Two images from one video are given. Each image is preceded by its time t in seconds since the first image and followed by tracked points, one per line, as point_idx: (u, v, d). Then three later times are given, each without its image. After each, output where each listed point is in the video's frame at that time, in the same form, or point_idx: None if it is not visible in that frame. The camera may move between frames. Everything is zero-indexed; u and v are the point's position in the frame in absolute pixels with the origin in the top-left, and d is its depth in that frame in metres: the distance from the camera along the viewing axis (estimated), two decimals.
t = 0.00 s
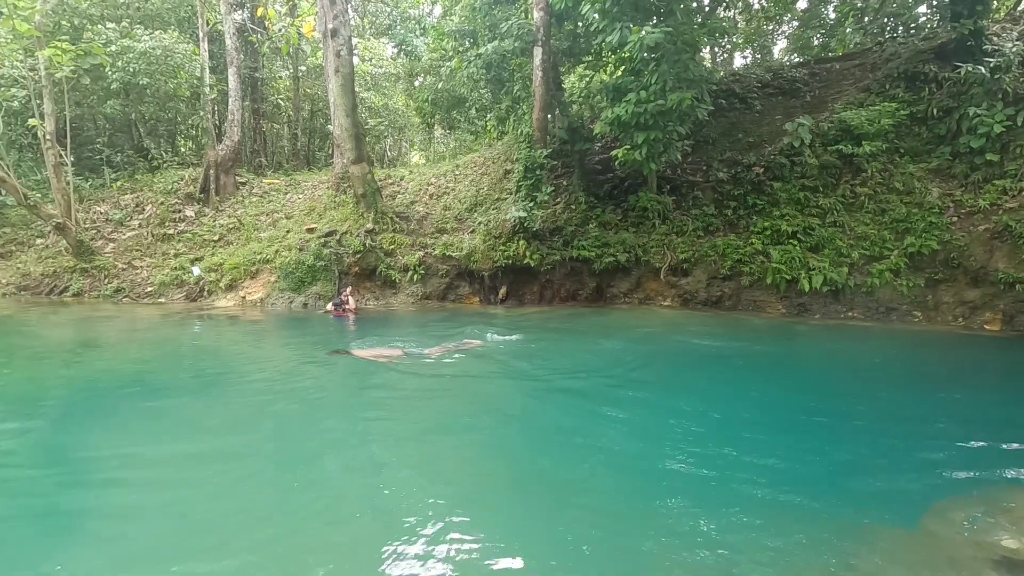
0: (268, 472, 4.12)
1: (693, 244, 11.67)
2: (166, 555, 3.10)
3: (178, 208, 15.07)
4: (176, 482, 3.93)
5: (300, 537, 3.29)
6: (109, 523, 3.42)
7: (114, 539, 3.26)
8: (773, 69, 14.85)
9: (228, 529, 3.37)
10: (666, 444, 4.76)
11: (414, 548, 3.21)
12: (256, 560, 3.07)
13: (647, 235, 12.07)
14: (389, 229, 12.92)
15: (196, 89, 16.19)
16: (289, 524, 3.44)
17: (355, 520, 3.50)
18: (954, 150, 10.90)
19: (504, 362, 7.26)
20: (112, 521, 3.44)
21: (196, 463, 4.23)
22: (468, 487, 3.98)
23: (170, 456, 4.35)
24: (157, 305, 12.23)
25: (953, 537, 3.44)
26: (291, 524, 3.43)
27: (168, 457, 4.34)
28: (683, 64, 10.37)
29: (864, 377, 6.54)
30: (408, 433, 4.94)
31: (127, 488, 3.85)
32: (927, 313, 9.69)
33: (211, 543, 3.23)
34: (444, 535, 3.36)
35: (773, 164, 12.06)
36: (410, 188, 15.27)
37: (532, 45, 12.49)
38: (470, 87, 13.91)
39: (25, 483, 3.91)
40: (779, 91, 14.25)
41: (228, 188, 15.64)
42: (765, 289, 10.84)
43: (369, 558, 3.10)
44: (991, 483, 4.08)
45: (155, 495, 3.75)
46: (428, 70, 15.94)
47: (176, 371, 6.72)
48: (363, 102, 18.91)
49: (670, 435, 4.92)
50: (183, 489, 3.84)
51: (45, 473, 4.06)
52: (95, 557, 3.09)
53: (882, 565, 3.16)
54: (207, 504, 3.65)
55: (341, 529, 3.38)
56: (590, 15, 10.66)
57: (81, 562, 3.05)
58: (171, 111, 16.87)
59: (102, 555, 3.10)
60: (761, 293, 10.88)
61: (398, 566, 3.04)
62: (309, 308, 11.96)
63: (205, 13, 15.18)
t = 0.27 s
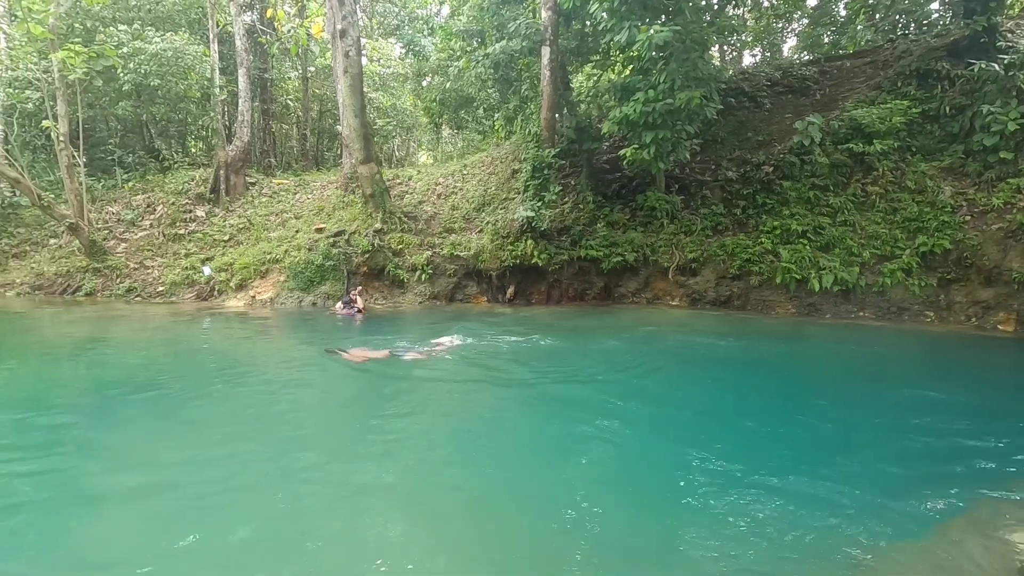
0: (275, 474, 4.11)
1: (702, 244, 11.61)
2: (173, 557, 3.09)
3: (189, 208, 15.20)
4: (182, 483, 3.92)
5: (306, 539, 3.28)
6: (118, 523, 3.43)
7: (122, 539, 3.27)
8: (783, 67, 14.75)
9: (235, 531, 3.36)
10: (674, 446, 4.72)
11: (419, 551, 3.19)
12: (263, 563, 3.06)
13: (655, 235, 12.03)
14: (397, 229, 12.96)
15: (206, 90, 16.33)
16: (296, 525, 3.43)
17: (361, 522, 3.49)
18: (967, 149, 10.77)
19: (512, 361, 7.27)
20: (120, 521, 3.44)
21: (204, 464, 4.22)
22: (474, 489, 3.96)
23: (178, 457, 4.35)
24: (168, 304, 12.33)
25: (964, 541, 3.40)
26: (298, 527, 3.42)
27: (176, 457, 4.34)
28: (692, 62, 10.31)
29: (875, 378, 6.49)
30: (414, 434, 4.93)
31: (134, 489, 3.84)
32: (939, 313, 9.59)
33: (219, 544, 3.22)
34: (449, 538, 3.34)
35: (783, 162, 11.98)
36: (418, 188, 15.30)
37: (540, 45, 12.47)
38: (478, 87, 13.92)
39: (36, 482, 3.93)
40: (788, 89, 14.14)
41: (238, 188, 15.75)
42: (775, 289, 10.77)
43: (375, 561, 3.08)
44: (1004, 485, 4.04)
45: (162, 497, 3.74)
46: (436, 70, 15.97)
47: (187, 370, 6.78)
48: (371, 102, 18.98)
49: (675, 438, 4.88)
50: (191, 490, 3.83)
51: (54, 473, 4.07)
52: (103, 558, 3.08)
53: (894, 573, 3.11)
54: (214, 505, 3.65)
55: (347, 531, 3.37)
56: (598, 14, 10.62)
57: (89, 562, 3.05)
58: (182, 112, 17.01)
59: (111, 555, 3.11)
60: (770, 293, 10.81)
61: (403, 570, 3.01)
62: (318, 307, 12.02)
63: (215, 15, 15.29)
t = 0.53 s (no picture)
0: (282, 473, 4.12)
1: (710, 243, 11.55)
2: (180, 556, 3.10)
3: (199, 209, 15.33)
4: (191, 482, 3.94)
5: (315, 540, 3.28)
6: (129, 522, 3.44)
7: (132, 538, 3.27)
8: (793, 65, 14.65)
9: (245, 530, 3.36)
10: (682, 447, 4.69)
11: (428, 551, 3.18)
12: (272, 563, 3.05)
13: (664, 234, 11.98)
14: (404, 229, 13.00)
15: (216, 91, 16.45)
16: (305, 525, 3.43)
17: (370, 521, 3.48)
18: (980, 147, 10.66)
19: (520, 361, 7.26)
20: (130, 521, 3.45)
21: (213, 464, 4.23)
22: (482, 489, 3.95)
23: (188, 456, 4.36)
24: (178, 304, 12.44)
25: (979, 543, 3.35)
26: (307, 526, 3.41)
27: (186, 456, 4.36)
28: (700, 61, 10.25)
29: (885, 378, 6.44)
30: (422, 433, 4.93)
31: (144, 488, 3.86)
32: (951, 313, 9.50)
33: (227, 544, 3.21)
34: (458, 538, 3.33)
35: (792, 161, 11.90)
36: (425, 188, 15.33)
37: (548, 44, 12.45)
38: (486, 87, 13.93)
39: (48, 481, 3.95)
40: (798, 87, 14.04)
41: (248, 188, 15.86)
42: (784, 289, 10.70)
43: (384, 562, 3.06)
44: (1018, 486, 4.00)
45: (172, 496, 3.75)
46: (443, 70, 16.00)
47: (197, 369, 6.84)
48: (379, 102, 19.05)
49: (684, 439, 4.85)
50: (200, 490, 3.84)
51: (65, 472, 4.09)
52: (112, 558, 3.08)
53: None
54: (223, 504, 3.65)
55: (355, 531, 3.36)
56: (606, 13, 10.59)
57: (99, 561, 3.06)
58: (192, 112, 17.15)
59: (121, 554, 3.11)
60: (779, 293, 10.75)
61: (412, 571, 3.00)
62: (326, 307, 12.08)
63: (225, 16, 15.40)
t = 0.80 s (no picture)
0: (290, 471, 4.16)
1: (718, 243, 11.50)
2: (188, 552, 3.13)
3: (209, 209, 15.45)
4: (198, 479, 4.00)
5: (324, 541, 3.27)
6: (138, 523, 3.44)
7: (141, 539, 3.27)
8: (801, 64, 14.56)
9: (253, 531, 3.36)
10: (690, 449, 4.66)
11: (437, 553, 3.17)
12: (280, 564, 3.05)
13: (671, 235, 11.94)
14: (412, 229, 13.03)
15: (225, 92, 16.58)
16: (313, 526, 3.42)
17: (378, 523, 3.48)
18: (992, 146, 10.55)
19: (527, 362, 7.25)
20: (139, 521, 3.45)
21: (222, 464, 4.24)
22: (490, 490, 3.94)
23: (197, 457, 4.37)
24: (188, 304, 12.53)
25: (994, 547, 3.31)
26: (315, 527, 3.41)
27: (194, 457, 4.37)
28: (708, 60, 10.20)
29: (896, 379, 6.38)
30: (429, 434, 4.93)
31: (153, 489, 3.87)
32: (963, 313, 9.40)
33: (235, 546, 3.21)
34: (464, 536, 3.36)
35: (801, 161, 11.83)
36: (433, 188, 15.37)
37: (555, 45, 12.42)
38: (493, 87, 13.94)
39: (58, 480, 3.97)
40: (807, 86, 13.95)
41: (256, 189, 15.97)
42: (793, 289, 10.63)
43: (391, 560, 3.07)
44: None
45: (181, 497, 3.76)
46: (450, 70, 16.03)
47: (206, 369, 6.89)
48: (387, 103, 19.12)
49: (692, 441, 4.82)
50: (208, 491, 3.84)
51: (76, 472, 4.11)
52: (122, 558, 3.09)
53: None
54: (230, 501, 3.70)
55: (363, 533, 3.36)
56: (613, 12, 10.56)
57: (109, 561, 3.06)
58: (202, 114, 17.29)
59: (130, 554, 3.11)
60: (788, 293, 10.68)
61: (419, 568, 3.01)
62: (334, 306, 12.13)
63: (234, 19, 15.51)
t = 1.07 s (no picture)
0: (297, 469, 4.19)
1: (726, 243, 11.44)
2: (196, 549, 3.17)
3: (218, 210, 15.57)
4: (206, 476, 4.04)
5: (327, 542, 3.25)
6: (142, 523, 3.44)
7: (145, 539, 3.27)
8: (811, 62, 14.46)
9: (257, 532, 3.34)
10: (697, 451, 4.62)
11: (440, 555, 3.14)
12: (283, 566, 3.03)
13: (679, 234, 11.89)
14: (419, 229, 13.06)
15: (234, 94, 16.69)
16: (316, 527, 3.40)
17: (382, 524, 3.45)
18: (1005, 145, 10.43)
19: (534, 362, 7.25)
20: (143, 521, 3.45)
21: (227, 465, 4.24)
22: (495, 492, 3.92)
23: (202, 457, 4.37)
24: (197, 303, 12.63)
25: (1007, 553, 3.24)
26: (319, 528, 3.39)
27: (199, 457, 4.36)
28: (716, 59, 10.15)
29: (907, 380, 6.32)
30: (435, 435, 4.91)
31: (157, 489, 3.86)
32: (975, 314, 9.30)
33: (238, 546, 3.20)
34: (470, 535, 3.37)
35: (811, 160, 11.75)
36: (440, 188, 15.40)
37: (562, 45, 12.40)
38: (500, 88, 13.94)
39: (64, 480, 3.98)
40: (816, 85, 13.86)
41: (265, 189, 16.07)
42: (802, 289, 10.57)
43: (397, 559, 3.09)
44: None
45: (186, 497, 3.75)
46: (458, 71, 16.05)
47: (215, 368, 6.93)
48: (394, 104, 19.19)
49: (699, 442, 4.78)
50: (213, 491, 3.83)
51: (82, 471, 4.13)
52: (126, 559, 3.08)
53: None
54: (239, 498, 3.74)
55: (367, 533, 3.34)
56: (621, 12, 10.53)
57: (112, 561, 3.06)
58: (211, 115, 17.42)
59: (133, 555, 3.11)
60: (797, 293, 10.61)
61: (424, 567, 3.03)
62: (342, 306, 12.18)
63: (243, 20, 15.63)
